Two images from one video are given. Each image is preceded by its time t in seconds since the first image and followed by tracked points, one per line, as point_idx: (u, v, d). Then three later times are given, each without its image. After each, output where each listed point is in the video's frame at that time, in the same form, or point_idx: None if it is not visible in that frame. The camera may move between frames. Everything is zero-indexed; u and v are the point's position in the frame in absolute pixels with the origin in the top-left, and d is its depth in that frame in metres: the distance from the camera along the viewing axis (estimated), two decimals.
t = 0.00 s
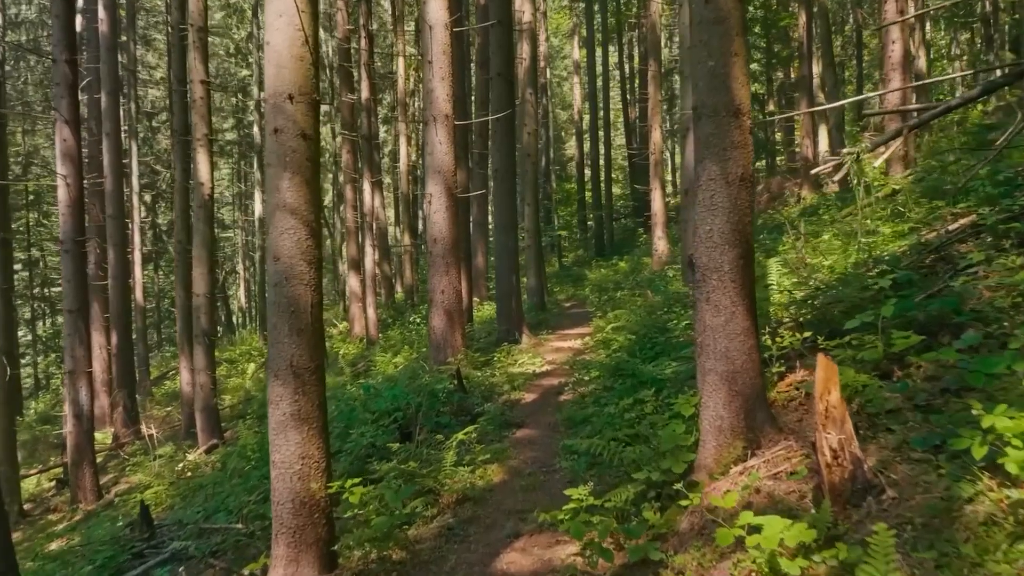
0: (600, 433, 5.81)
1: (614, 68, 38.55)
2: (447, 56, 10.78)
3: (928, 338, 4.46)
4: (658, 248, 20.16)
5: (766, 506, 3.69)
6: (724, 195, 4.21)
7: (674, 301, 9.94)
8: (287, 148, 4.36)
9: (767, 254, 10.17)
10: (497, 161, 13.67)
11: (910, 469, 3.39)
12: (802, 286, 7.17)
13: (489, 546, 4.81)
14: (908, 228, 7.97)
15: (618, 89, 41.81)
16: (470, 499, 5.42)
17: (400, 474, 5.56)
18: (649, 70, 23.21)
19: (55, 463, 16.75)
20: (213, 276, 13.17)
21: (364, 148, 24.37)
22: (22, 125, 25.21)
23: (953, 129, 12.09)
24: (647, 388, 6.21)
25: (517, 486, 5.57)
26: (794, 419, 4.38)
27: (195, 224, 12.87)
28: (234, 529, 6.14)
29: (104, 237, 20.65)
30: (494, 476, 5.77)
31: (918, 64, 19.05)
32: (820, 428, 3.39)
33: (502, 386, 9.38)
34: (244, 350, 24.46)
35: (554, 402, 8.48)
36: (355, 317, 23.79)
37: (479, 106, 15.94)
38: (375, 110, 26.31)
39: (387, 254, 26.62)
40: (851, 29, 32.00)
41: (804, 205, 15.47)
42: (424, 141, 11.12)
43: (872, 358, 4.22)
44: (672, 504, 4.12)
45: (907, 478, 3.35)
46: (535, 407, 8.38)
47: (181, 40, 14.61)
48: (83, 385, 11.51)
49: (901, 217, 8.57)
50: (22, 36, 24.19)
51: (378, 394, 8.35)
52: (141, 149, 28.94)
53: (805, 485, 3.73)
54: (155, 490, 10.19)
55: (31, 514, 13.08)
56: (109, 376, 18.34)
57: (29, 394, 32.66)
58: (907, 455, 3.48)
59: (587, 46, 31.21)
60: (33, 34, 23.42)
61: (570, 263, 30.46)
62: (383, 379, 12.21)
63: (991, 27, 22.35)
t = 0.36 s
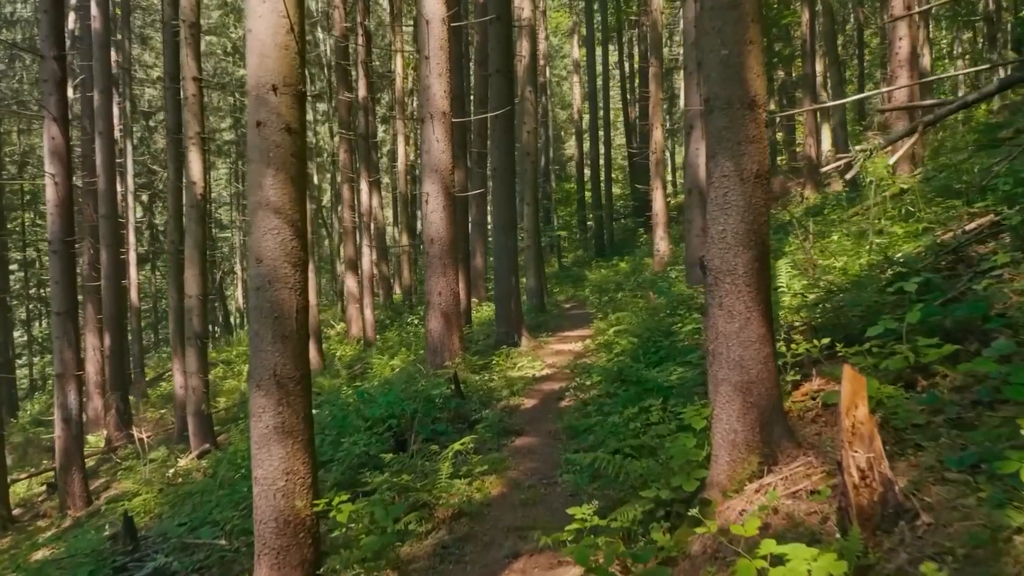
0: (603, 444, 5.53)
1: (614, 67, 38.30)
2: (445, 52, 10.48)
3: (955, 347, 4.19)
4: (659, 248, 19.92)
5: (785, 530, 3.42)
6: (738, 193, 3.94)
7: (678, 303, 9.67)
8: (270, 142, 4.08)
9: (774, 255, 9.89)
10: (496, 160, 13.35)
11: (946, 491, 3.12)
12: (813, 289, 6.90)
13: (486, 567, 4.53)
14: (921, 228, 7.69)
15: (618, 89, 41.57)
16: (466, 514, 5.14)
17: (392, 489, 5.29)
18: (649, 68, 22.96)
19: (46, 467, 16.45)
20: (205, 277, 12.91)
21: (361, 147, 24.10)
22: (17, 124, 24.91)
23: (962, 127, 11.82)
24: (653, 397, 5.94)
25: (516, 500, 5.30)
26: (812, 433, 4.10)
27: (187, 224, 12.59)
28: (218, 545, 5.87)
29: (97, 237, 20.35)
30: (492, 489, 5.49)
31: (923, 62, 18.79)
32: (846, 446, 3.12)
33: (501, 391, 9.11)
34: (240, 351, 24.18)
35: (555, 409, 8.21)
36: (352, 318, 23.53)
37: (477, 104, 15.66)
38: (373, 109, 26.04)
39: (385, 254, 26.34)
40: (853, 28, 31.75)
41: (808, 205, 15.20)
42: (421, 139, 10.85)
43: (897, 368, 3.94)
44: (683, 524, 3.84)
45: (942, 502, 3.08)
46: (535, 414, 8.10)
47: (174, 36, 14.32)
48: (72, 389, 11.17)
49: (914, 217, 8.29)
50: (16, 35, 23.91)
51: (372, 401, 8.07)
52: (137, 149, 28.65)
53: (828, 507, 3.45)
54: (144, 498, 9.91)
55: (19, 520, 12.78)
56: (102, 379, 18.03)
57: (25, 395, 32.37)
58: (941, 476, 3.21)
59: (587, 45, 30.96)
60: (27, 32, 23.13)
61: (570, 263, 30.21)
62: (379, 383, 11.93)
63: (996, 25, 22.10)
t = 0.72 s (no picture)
0: (605, 454, 5.26)
1: (614, 67, 38.04)
2: (441, 45, 10.20)
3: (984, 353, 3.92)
4: (659, 248, 19.66)
5: (807, 553, 3.15)
6: (752, 186, 3.65)
7: (682, 304, 9.38)
8: (249, 132, 3.78)
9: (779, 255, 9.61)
10: (495, 158, 13.03)
11: (985, 514, 2.85)
12: (824, 289, 6.61)
13: None
14: (934, 226, 7.41)
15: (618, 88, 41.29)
16: (461, 528, 4.87)
17: (384, 501, 5.01)
18: (650, 66, 22.70)
19: (37, 471, 16.13)
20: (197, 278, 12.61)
21: (358, 147, 23.79)
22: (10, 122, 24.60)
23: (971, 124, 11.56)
24: (656, 403, 5.66)
25: (514, 513, 5.03)
26: (831, 444, 3.82)
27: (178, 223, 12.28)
28: (200, 560, 5.59)
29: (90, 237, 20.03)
30: (488, 501, 5.22)
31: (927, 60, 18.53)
32: (875, 463, 2.84)
33: (499, 395, 8.82)
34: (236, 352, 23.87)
35: (554, 414, 7.94)
36: (349, 319, 23.26)
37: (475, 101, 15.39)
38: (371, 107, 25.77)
39: (382, 254, 26.05)
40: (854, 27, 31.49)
41: (811, 204, 14.94)
42: (416, 135, 10.54)
43: (923, 376, 3.67)
44: (693, 544, 3.56)
45: (982, 525, 2.81)
46: (533, 419, 7.82)
47: (166, 31, 14.01)
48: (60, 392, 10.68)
49: (926, 215, 8.00)
50: (9, 32, 23.59)
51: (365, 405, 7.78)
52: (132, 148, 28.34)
53: (853, 527, 3.18)
54: (131, 505, 9.61)
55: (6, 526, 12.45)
56: (94, 381, 17.69)
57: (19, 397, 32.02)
58: (979, 496, 2.94)
59: (587, 44, 30.69)
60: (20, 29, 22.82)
61: (569, 264, 29.92)
62: (374, 386, 11.65)
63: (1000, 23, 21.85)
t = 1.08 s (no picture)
0: (606, 467, 5.00)
1: (613, 65, 37.78)
2: (437, 40, 9.91)
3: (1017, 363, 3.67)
4: (659, 248, 19.41)
5: None
6: (767, 182, 3.37)
7: (684, 305, 9.11)
8: (223, 123, 3.50)
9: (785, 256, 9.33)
10: (493, 156, 12.71)
11: None
12: (834, 292, 6.35)
13: None
14: (947, 225, 7.15)
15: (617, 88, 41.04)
16: (453, 547, 4.60)
17: (373, 517, 4.75)
18: (649, 64, 22.45)
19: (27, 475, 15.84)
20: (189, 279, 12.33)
21: (355, 146, 23.48)
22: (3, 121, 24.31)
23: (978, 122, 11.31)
24: (660, 411, 5.39)
25: (510, 530, 4.78)
26: (851, 461, 3.55)
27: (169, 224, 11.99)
28: None
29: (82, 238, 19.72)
30: (483, 516, 4.96)
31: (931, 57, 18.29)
32: (908, 488, 2.57)
33: (496, 401, 8.54)
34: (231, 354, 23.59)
35: (553, 420, 7.68)
36: (346, 320, 23.00)
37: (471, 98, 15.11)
38: (368, 106, 25.51)
39: (380, 254, 25.78)
40: (855, 26, 31.25)
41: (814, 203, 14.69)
42: (412, 132, 10.25)
43: (952, 389, 3.43)
44: (703, 571, 3.28)
45: None
46: (531, 426, 7.54)
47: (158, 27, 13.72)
48: (47, 396, 10.30)
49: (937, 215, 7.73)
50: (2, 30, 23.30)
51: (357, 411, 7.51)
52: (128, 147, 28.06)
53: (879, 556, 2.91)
54: (117, 513, 9.33)
55: None
56: (85, 383, 17.38)
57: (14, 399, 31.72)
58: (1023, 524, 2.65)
59: (586, 42, 30.45)
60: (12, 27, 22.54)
61: (568, 264, 29.65)
62: (369, 389, 11.37)
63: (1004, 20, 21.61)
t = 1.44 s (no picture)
0: (609, 477, 4.74)
1: (613, 65, 37.55)
2: (432, 33, 9.65)
3: None
4: (659, 248, 19.17)
5: None
6: (785, 173, 3.12)
7: (687, 306, 8.85)
8: (196, 111, 3.23)
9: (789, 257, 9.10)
10: (491, 154, 12.43)
11: None
12: (846, 292, 6.10)
13: None
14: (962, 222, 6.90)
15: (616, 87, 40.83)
16: (447, 563, 4.34)
17: (363, 530, 4.48)
18: (649, 62, 22.23)
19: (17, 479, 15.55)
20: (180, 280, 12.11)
21: (351, 145, 23.22)
22: None
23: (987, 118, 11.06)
24: (665, 418, 5.14)
25: (508, 545, 4.52)
26: (874, 476, 3.30)
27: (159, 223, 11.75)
28: None
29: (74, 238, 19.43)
30: (479, 529, 4.71)
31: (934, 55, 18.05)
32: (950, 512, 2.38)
33: (494, 405, 8.27)
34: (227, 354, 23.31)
35: (552, 426, 7.42)
36: (343, 321, 22.74)
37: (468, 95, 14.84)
38: (365, 105, 25.25)
39: (377, 254, 25.52)
40: (856, 24, 31.03)
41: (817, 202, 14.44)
42: (407, 129, 10.01)
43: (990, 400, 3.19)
44: None
45: None
46: (530, 432, 7.28)
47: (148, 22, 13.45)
48: (33, 398, 9.96)
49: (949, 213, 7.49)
50: None
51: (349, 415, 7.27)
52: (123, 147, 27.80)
53: None
54: (104, 520, 9.05)
55: None
56: (77, 385, 17.08)
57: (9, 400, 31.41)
58: None
59: (585, 41, 30.23)
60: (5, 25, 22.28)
61: (567, 264, 29.38)
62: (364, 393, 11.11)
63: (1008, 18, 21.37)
